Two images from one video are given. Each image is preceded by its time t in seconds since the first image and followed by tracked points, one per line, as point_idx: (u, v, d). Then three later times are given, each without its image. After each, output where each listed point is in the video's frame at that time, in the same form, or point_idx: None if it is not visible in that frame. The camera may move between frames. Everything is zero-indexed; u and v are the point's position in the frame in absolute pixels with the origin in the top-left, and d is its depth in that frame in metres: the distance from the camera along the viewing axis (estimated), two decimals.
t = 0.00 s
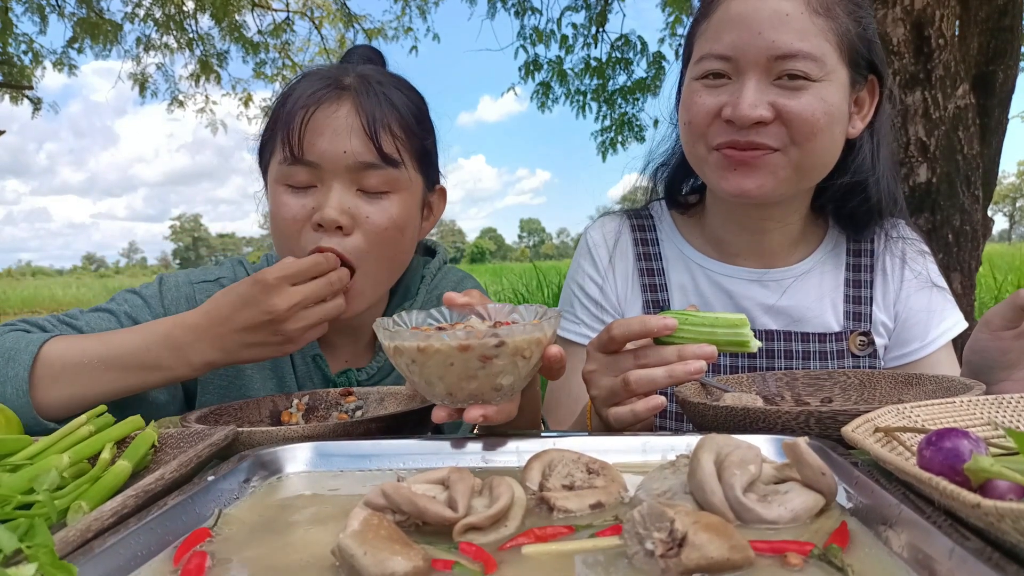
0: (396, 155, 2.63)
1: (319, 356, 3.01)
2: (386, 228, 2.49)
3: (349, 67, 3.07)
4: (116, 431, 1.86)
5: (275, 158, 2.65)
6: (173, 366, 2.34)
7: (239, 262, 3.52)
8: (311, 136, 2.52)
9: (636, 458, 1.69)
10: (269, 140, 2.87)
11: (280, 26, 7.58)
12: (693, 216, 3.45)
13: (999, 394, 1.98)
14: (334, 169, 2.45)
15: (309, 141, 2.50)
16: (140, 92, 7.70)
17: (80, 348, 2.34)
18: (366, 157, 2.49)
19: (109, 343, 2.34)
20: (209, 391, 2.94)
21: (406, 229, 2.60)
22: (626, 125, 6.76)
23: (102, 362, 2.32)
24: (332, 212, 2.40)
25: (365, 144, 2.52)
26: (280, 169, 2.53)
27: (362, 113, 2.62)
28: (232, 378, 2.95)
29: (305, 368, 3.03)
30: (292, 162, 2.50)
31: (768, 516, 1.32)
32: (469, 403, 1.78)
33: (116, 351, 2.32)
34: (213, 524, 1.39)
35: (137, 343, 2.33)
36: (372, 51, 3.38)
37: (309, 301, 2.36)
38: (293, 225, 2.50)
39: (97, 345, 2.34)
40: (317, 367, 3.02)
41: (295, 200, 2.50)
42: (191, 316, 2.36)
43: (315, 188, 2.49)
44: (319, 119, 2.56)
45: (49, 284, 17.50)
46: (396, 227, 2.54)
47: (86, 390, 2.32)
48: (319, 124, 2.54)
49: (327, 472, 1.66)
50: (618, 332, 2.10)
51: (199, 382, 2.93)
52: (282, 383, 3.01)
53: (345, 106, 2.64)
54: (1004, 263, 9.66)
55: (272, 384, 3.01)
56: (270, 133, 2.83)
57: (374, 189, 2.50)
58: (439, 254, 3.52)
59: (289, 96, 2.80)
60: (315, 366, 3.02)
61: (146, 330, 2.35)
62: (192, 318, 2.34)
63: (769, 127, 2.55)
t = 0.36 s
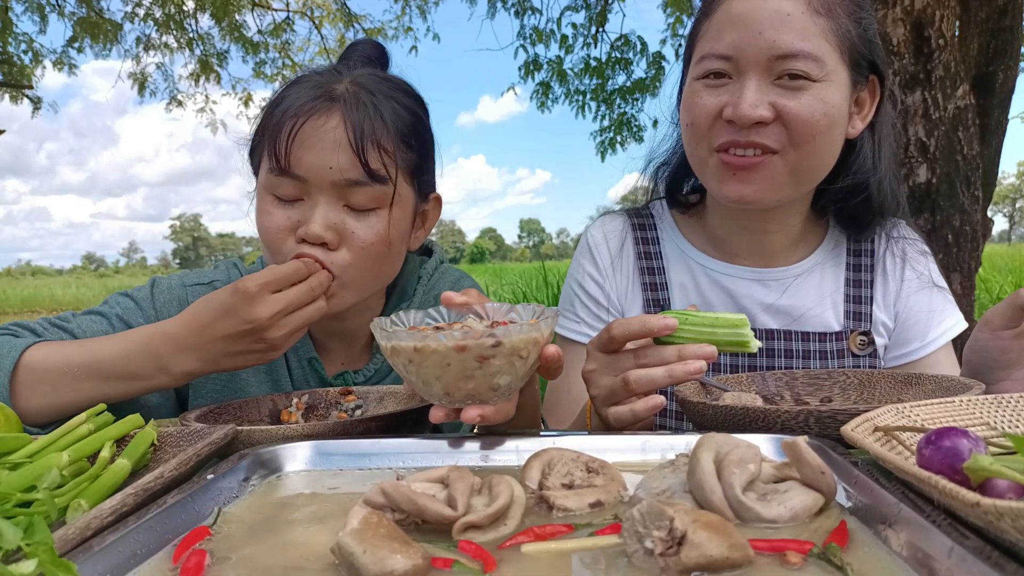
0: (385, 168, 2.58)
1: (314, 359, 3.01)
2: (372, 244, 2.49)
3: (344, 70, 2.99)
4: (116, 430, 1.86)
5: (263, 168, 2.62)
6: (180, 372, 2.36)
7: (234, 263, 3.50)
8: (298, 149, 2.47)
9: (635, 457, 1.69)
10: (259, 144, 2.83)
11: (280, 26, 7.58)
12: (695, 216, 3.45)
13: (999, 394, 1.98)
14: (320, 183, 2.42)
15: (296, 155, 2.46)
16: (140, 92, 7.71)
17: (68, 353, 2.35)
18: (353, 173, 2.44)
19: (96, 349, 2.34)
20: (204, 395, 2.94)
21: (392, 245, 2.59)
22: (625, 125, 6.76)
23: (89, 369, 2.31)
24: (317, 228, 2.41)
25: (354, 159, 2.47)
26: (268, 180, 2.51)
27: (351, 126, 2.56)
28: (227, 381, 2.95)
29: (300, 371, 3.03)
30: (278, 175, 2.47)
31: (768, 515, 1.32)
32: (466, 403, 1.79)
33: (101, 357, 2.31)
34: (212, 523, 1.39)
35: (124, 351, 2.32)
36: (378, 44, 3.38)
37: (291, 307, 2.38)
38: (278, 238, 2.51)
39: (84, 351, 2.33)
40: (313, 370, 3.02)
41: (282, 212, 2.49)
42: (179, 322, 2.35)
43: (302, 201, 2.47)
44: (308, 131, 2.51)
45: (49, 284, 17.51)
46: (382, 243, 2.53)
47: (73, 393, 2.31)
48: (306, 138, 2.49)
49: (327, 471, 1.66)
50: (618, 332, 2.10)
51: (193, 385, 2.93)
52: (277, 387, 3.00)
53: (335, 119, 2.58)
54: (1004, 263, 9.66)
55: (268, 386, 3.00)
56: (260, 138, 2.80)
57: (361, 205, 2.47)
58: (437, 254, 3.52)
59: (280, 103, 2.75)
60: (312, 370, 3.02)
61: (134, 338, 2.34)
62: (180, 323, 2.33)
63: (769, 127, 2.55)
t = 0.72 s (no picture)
0: (384, 159, 2.60)
1: (314, 358, 3.01)
2: (372, 234, 2.51)
3: (342, 67, 3.01)
4: (116, 429, 1.86)
5: (263, 161, 2.63)
6: (174, 368, 2.33)
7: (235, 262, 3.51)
8: (297, 141, 2.49)
9: (635, 457, 1.70)
10: (258, 140, 2.84)
11: (280, 26, 7.59)
12: (695, 217, 3.45)
13: (998, 395, 1.99)
14: (320, 174, 2.44)
15: (296, 147, 2.47)
16: (140, 91, 7.70)
17: (65, 350, 2.33)
18: (353, 164, 2.46)
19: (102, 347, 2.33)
20: (204, 393, 2.94)
21: (392, 236, 2.61)
22: (625, 125, 6.76)
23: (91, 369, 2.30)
24: (318, 220, 2.42)
25: (353, 151, 2.49)
26: (268, 173, 2.53)
27: (349, 118, 2.57)
28: (228, 379, 2.95)
29: (301, 370, 3.03)
30: (279, 167, 2.49)
31: (767, 516, 1.32)
32: (468, 404, 1.80)
33: (98, 357, 2.31)
34: (212, 523, 1.39)
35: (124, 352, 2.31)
36: (373, 47, 3.39)
37: (277, 310, 2.28)
38: (278, 229, 2.52)
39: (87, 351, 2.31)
40: (313, 368, 3.02)
41: (283, 205, 2.50)
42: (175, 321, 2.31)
43: (302, 193, 2.49)
44: (308, 124, 2.53)
45: (48, 283, 17.51)
46: (382, 234, 2.55)
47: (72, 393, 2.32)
48: (306, 130, 2.50)
49: (326, 471, 1.66)
50: (618, 332, 2.10)
51: (194, 383, 2.94)
52: (277, 386, 3.00)
53: (335, 111, 2.60)
54: (1002, 264, 9.68)
55: (268, 385, 3.00)
56: (260, 134, 2.81)
57: (361, 195, 2.49)
58: (439, 253, 3.52)
59: (280, 98, 2.77)
60: (312, 368, 3.02)
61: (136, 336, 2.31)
62: (171, 322, 2.28)
63: (770, 129, 2.56)
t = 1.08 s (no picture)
0: (408, 140, 2.70)
1: (317, 352, 3.01)
2: (400, 210, 2.60)
3: (358, 59, 3.09)
4: (116, 429, 1.86)
5: (285, 144, 2.68)
6: (141, 370, 2.29)
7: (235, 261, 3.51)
8: (326, 121, 2.56)
9: (634, 459, 1.70)
10: (274, 128, 2.87)
11: (280, 25, 7.58)
12: (696, 217, 3.45)
13: (998, 396, 1.99)
14: (350, 152, 2.52)
15: (325, 126, 2.54)
16: (140, 91, 7.70)
17: (49, 344, 2.30)
18: (380, 143, 2.54)
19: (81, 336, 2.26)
20: (207, 386, 2.95)
21: (413, 214, 2.69)
22: (626, 126, 6.75)
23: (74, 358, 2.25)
24: (350, 196, 2.49)
25: (380, 130, 2.57)
26: (293, 154, 2.59)
27: (375, 99, 2.65)
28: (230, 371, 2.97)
29: (303, 364, 3.03)
30: (307, 147, 2.55)
31: (765, 517, 1.32)
32: (465, 411, 1.78)
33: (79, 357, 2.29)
34: (211, 523, 1.39)
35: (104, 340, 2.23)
36: (365, 49, 3.36)
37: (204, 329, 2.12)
38: (306, 209, 2.56)
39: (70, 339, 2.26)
40: (315, 362, 3.02)
41: (309, 185, 2.56)
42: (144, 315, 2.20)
43: (329, 173, 2.56)
44: (335, 104, 2.60)
45: (48, 283, 17.48)
46: (406, 212, 2.63)
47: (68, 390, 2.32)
48: (333, 109, 2.58)
49: (326, 472, 1.66)
50: (617, 334, 2.10)
51: (197, 375, 2.96)
52: (278, 379, 3.00)
53: (360, 93, 2.68)
54: (1003, 265, 9.68)
55: (270, 379, 3.01)
56: (277, 121, 2.84)
57: (387, 173, 2.58)
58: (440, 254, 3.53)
59: (299, 84, 2.82)
60: (313, 363, 3.02)
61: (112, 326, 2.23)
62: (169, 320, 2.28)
63: (767, 132, 2.56)
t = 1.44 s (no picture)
0: (425, 138, 2.76)
1: (320, 343, 3.00)
2: (416, 205, 2.65)
3: (372, 58, 3.13)
4: (117, 428, 1.86)
5: (306, 134, 2.67)
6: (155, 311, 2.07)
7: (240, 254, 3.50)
8: (351, 114, 2.59)
9: (634, 458, 1.70)
10: (291, 120, 2.85)
11: (280, 25, 7.58)
12: (696, 217, 3.45)
13: (998, 396, 1.99)
14: (373, 145, 2.55)
15: (351, 119, 2.57)
16: (140, 90, 7.70)
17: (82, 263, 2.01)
18: (402, 138, 2.60)
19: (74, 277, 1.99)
20: (222, 367, 2.97)
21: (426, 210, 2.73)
22: (627, 125, 6.75)
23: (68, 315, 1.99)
24: (371, 187, 2.51)
25: (401, 127, 2.63)
26: (315, 145, 2.60)
27: (397, 97, 2.72)
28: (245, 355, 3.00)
29: (307, 354, 3.01)
30: (330, 139, 2.57)
31: (766, 517, 1.32)
32: (457, 408, 1.79)
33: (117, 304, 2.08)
34: (212, 523, 1.40)
35: (98, 289, 1.96)
36: (367, 49, 3.35)
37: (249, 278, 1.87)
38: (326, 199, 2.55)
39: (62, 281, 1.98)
40: (318, 353, 3.01)
41: (330, 175, 2.56)
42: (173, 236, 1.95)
43: (350, 164, 2.57)
44: (360, 99, 2.64)
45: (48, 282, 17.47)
46: (421, 207, 2.68)
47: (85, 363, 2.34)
48: (357, 104, 2.62)
49: (326, 471, 1.66)
50: (616, 334, 2.10)
51: (216, 354, 2.97)
52: (284, 368, 2.99)
53: (382, 89, 2.73)
54: (1003, 265, 9.69)
55: (278, 366, 3.00)
56: (295, 113, 2.83)
57: (406, 169, 2.62)
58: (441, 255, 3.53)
59: (319, 78, 2.83)
60: (317, 353, 3.01)
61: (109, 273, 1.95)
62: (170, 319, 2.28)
63: (763, 133, 2.56)
